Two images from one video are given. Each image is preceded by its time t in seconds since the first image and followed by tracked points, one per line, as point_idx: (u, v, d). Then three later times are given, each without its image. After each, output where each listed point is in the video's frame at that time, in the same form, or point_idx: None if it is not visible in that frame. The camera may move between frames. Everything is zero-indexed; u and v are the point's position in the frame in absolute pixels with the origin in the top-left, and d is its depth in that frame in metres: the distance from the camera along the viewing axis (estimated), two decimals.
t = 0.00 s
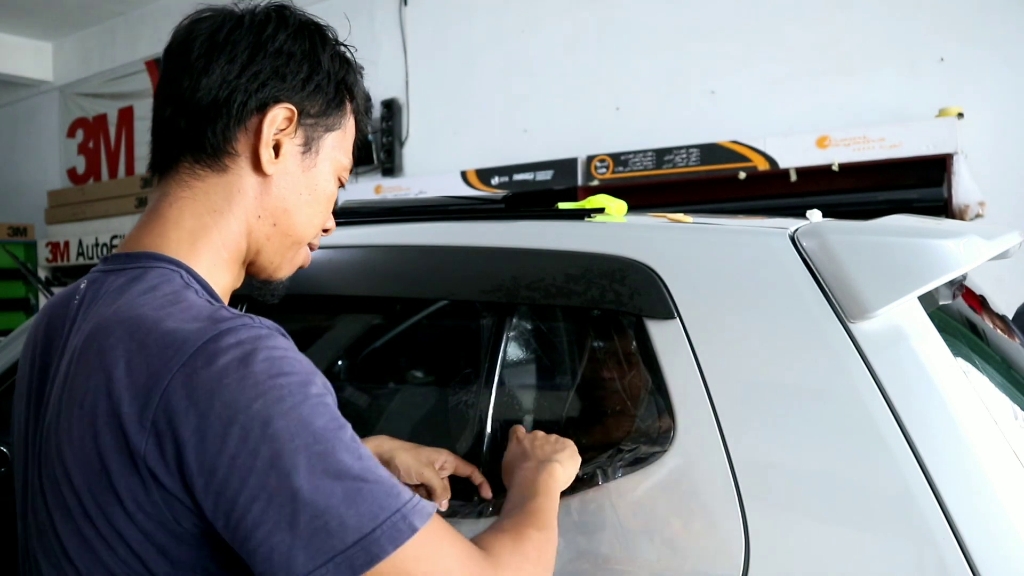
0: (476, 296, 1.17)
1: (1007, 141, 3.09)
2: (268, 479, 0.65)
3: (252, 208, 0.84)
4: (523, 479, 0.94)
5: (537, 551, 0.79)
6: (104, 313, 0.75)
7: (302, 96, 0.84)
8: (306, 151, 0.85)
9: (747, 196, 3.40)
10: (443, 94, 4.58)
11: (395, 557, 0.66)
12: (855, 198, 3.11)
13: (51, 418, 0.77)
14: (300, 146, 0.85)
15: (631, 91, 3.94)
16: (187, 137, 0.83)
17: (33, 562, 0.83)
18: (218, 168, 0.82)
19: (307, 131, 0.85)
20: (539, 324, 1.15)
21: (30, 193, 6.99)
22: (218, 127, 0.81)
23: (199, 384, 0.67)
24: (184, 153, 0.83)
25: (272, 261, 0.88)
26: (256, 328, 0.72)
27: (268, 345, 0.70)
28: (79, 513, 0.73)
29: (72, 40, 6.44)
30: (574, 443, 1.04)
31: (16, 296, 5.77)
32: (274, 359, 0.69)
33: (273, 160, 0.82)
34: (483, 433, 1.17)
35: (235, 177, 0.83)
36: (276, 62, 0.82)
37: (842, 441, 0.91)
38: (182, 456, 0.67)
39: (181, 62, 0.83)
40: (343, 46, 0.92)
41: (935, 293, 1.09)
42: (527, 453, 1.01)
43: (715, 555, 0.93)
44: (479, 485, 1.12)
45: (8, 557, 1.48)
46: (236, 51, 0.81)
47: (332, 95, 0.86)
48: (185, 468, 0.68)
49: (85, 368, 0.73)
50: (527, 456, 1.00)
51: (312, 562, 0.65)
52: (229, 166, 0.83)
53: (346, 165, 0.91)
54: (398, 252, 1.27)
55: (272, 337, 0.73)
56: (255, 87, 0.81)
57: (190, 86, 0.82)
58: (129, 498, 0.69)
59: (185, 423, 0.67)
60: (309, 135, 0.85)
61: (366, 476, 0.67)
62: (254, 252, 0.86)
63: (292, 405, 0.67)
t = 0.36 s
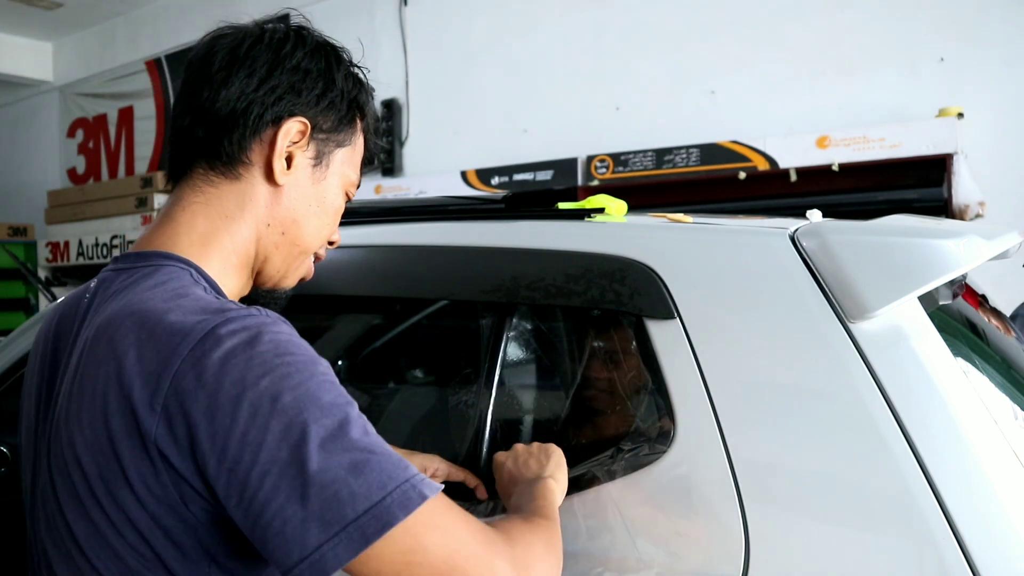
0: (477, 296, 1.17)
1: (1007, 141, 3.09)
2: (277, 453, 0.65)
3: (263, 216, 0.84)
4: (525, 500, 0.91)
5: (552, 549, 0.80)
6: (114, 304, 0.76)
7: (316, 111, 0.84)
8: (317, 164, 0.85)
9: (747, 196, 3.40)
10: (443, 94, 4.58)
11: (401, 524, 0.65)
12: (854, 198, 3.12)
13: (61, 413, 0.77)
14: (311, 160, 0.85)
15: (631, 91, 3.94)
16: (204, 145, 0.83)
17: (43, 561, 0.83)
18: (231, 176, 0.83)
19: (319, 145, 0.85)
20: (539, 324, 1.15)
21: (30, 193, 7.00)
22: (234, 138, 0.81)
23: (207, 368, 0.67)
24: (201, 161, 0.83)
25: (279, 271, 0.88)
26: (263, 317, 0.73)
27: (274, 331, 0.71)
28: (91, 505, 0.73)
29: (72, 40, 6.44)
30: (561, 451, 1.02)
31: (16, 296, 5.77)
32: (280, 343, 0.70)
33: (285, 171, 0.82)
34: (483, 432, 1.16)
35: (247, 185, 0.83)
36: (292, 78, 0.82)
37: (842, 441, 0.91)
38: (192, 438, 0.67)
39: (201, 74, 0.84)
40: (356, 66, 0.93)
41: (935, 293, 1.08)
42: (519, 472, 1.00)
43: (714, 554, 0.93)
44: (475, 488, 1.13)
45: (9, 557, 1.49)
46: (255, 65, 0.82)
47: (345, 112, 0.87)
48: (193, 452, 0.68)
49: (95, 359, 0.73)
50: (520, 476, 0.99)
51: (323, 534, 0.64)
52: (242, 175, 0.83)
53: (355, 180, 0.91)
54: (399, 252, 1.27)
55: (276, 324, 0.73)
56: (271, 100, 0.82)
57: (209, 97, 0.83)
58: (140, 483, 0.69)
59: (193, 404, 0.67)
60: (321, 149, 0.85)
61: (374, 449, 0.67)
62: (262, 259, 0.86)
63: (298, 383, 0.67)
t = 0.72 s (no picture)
0: (477, 296, 1.17)
1: (1006, 141, 3.09)
2: (258, 448, 0.65)
3: (264, 221, 0.84)
4: (521, 517, 0.88)
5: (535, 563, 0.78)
6: (111, 301, 0.77)
7: (319, 120, 0.84)
8: (318, 173, 0.85)
9: (747, 196, 3.40)
10: (443, 94, 4.58)
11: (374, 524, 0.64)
12: (853, 198, 3.12)
13: (58, 405, 0.78)
14: (313, 168, 0.85)
15: (631, 91, 3.94)
16: (210, 151, 0.83)
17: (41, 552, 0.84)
18: (234, 182, 0.83)
19: (321, 154, 0.85)
20: (539, 324, 1.15)
21: (30, 193, 7.00)
22: (238, 144, 0.82)
23: (195, 363, 0.68)
24: (206, 166, 0.84)
25: (279, 275, 0.87)
26: (253, 316, 0.73)
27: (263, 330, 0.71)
28: (83, 497, 0.74)
29: (72, 40, 6.44)
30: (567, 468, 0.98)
31: (16, 296, 5.77)
32: (268, 342, 0.70)
33: (287, 177, 0.83)
34: (484, 432, 1.16)
35: (250, 190, 0.83)
36: (296, 88, 0.83)
37: (841, 441, 0.91)
38: (179, 432, 0.67)
39: (209, 82, 0.85)
40: (361, 79, 0.93)
41: (935, 293, 1.08)
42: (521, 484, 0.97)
43: (714, 554, 0.93)
44: (474, 489, 1.12)
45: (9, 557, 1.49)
46: (261, 75, 0.82)
47: (347, 122, 0.87)
48: (180, 445, 0.68)
49: (91, 353, 0.74)
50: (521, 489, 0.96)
51: (295, 530, 0.63)
52: (246, 181, 0.83)
53: (356, 190, 0.91)
54: (400, 252, 1.27)
55: (267, 324, 0.73)
56: (275, 109, 0.82)
57: (216, 104, 0.83)
58: (131, 476, 0.70)
59: (180, 399, 0.67)
60: (323, 158, 0.85)
61: (351, 449, 0.66)
62: (263, 263, 0.86)
63: (282, 380, 0.67)
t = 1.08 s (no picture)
0: (477, 296, 1.17)
1: (1006, 141, 3.09)
2: (241, 447, 0.65)
3: (260, 226, 0.83)
4: (503, 510, 0.90)
5: (514, 558, 0.78)
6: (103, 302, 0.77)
7: (316, 126, 0.83)
8: (315, 178, 0.85)
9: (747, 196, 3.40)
10: (443, 94, 4.57)
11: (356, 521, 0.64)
12: (853, 198, 3.13)
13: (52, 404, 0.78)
14: (310, 173, 0.84)
15: (631, 91, 3.94)
16: (208, 156, 0.83)
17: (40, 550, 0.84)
18: (230, 186, 0.83)
19: (318, 159, 0.84)
20: (539, 325, 1.15)
21: (30, 192, 7.00)
22: (235, 149, 0.82)
23: (181, 362, 0.68)
24: (205, 171, 0.84)
25: (277, 278, 0.87)
26: (240, 317, 0.73)
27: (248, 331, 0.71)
28: (75, 495, 0.74)
29: (72, 40, 6.44)
30: (557, 469, 1.00)
31: (16, 296, 5.76)
32: (253, 343, 0.70)
33: (283, 182, 0.82)
34: (484, 431, 1.17)
35: (247, 195, 0.83)
36: (294, 94, 0.82)
37: (842, 442, 0.91)
38: (164, 431, 0.67)
39: (211, 89, 0.85)
40: (362, 86, 0.92)
41: (935, 293, 1.08)
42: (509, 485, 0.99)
43: (715, 554, 0.93)
44: (474, 490, 1.12)
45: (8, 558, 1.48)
46: (259, 81, 0.82)
47: (346, 129, 0.86)
48: (165, 444, 0.68)
49: (81, 354, 0.74)
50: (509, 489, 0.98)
51: (279, 527, 0.63)
52: (242, 185, 0.83)
53: (355, 196, 0.90)
54: (400, 252, 1.27)
55: (254, 324, 0.73)
56: (273, 114, 0.82)
57: (216, 110, 0.83)
58: (119, 475, 0.70)
59: (165, 398, 0.67)
60: (320, 163, 0.84)
61: (335, 448, 0.66)
62: (259, 267, 0.85)
63: (265, 380, 0.67)
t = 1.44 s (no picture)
0: (476, 296, 1.17)
1: (1006, 141, 3.09)
2: (240, 438, 0.65)
3: (260, 228, 0.83)
4: (498, 499, 0.90)
5: (516, 544, 0.78)
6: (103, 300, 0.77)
7: (316, 130, 0.83)
8: (316, 181, 0.85)
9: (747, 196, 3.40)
10: (443, 94, 4.57)
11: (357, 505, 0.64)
12: (853, 198, 3.13)
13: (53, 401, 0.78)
14: (310, 176, 0.84)
15: (631, 90, 3.94)
16: (210, 159, 0.83)
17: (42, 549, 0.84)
18: (231, 188, 0.83)
19: (319, 162, 0.84)
20: (538, 325, 1.15)
21: (30, 192, 7.00)
22: (236, 152, 0.82)
23: (179, 357, 0.68)
24: (206, 174, 0.84)
25: (277, 280, 0.87)
26: (238, 312, 0.73)
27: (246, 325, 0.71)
28: (77, 492, 0.74)
29: (71, 40, 6.45)
30: (552, 462, 1.00)
31: (16, 296, 5.76)
32: (251, 337, 0.70)
33: (284, 185, 0.82)
34: (484, 430, 1.16)
35: (247, 197, 0.83)
36: (294, 99, 0.82)
37: (842, 442, 0.91)
38: (164, 426, 0.67)
39: (213, 94, 0.85)
40: (364, 92, 0.92)
41: (935, 293, 1.08)
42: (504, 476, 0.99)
43: (715, 554, 0.93)
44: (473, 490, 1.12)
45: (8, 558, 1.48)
46: (260, 86, 0.82)
47: (346, 132, 0.86)
48: (165, 438, 0.68)
49: (82, 351, 0.75)
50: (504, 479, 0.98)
51: (280, 515, 0.63)
52: (243, 188, 0.83)
53: (355, 199, 0.90)
54: (400, 251, 1.27)
55: (252, 320, 0.73)
56: (273, 118, 0.82)
57: (217, 114, 0.83)
58: (119, 470, 0.70)
59: (165, 393, 0.67)
60: (321, 166, 0.84)
61: (333, 436, 0.66)
62: (259, 268, 0.85)
63: (263, 372, 0.67)
